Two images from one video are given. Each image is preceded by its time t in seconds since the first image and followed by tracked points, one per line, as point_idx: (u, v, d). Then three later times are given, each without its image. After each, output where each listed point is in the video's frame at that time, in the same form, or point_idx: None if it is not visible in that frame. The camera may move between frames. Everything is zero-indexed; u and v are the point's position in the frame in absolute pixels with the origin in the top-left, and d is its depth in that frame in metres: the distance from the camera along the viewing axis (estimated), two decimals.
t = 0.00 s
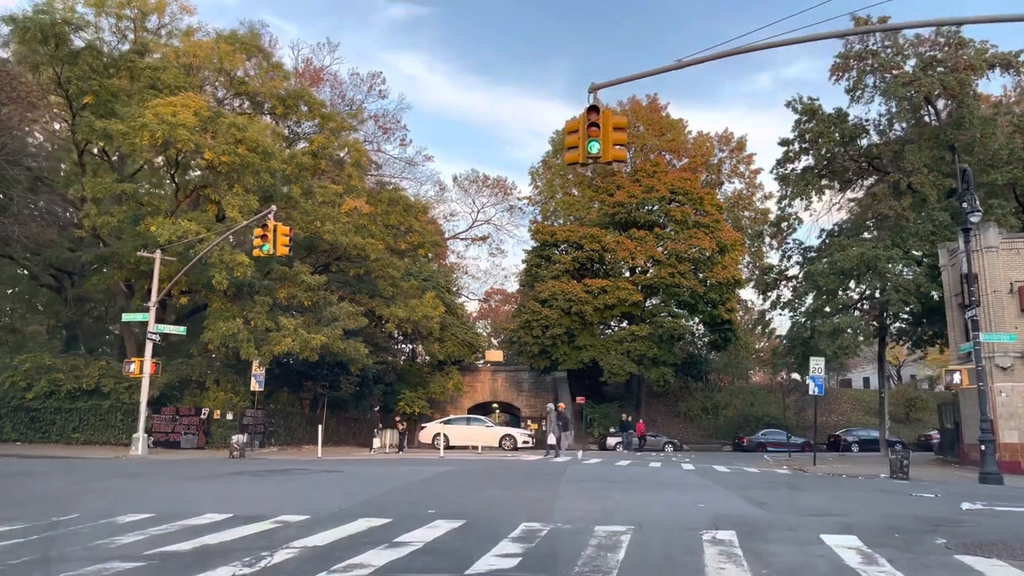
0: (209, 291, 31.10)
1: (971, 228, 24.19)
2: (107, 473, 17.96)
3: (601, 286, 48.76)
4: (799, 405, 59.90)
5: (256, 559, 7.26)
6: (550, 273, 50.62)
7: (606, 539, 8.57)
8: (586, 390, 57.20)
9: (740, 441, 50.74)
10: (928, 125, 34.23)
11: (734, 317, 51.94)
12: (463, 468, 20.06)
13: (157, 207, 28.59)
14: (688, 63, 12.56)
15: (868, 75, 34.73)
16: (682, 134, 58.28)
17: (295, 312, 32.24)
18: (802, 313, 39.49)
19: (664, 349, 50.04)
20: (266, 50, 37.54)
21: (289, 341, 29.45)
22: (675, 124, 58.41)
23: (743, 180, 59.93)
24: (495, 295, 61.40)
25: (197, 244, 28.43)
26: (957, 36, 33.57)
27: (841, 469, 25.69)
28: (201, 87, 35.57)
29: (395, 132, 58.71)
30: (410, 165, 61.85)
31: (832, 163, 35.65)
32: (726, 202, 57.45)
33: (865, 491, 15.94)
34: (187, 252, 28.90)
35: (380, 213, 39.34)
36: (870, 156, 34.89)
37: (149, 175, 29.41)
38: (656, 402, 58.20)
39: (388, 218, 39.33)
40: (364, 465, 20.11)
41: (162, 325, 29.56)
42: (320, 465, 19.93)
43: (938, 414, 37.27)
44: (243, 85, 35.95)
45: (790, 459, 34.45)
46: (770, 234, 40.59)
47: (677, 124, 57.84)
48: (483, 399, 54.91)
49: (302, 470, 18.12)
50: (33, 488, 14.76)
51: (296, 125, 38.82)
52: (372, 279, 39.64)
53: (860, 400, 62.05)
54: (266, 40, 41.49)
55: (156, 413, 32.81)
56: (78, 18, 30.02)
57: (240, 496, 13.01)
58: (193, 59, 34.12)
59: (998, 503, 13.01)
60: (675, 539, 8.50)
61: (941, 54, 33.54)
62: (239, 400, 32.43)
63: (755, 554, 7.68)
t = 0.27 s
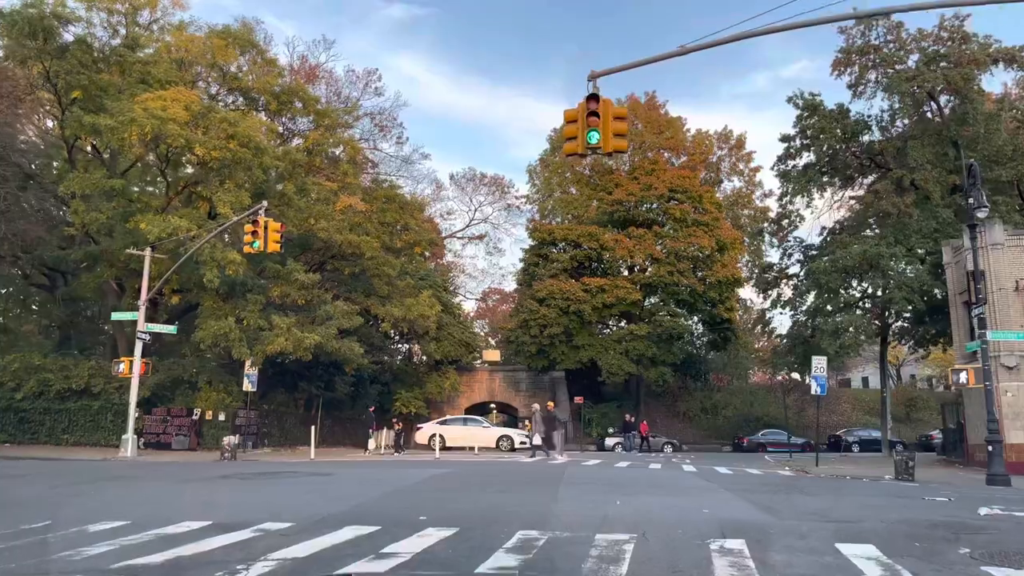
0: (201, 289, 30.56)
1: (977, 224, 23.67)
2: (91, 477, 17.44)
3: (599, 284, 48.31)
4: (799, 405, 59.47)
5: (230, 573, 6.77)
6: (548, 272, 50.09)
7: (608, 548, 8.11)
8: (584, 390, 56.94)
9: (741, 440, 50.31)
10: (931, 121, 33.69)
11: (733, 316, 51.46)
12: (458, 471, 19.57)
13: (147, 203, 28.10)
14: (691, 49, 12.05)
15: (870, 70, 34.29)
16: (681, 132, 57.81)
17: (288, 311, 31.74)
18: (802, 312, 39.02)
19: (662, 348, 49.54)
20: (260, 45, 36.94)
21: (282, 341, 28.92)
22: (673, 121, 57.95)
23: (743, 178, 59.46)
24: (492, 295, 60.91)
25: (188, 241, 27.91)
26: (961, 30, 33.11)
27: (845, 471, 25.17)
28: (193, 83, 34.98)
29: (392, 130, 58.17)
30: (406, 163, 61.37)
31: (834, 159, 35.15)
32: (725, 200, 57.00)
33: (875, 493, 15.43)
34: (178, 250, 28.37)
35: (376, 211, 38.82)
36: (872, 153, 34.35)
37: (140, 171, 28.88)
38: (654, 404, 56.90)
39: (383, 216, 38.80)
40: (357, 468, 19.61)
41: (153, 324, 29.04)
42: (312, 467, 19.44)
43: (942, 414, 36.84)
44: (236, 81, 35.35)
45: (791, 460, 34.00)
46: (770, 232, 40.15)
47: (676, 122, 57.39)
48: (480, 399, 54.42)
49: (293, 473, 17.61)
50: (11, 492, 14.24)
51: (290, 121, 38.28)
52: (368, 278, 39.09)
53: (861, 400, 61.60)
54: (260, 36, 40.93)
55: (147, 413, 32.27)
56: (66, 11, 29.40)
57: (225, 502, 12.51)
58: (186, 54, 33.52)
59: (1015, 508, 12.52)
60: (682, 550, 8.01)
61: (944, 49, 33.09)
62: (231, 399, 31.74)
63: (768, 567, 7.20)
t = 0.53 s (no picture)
0: (192, 287, 29.97)
1: (985, 219, 23.12)
2: (74, 479, 16.87)
3: (598, 283, 47.75)
4: (799, 405, 58.94)
5: None
6: (546, 270, 49.52)
7: (612, 559, 7.55)
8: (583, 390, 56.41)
9: (741, 440, 49.78)
10: (935, 116, 33.19)
11: (733, 315, 50.89)
12: (454, 473, 19.00)
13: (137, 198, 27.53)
14: (696, 31, 11.52)
15: (873, 64, 33.80)
16: (680, 129, 57.29)
17: (281, 309, 31.12)
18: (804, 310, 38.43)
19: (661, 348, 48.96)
20: (254, 38, 36.34)
21: (275, 339, 28.32)
22: (673, 118, 57.41)
23: (743, 176, 58.94)
24: (490, 293, 60.36)
25: (178, 237, 27.33)
26: (966, 23, 32.59)
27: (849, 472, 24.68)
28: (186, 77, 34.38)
29: (388, 127, 57.62)
30: (403, 160, 60.86)
31: (837, 155, 34.55)
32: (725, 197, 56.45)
33: (886, 496, 14.87)
34: (169, 246, 27.79)
35: (372, 207, 38.22)
36: (876, 149, 33.82)
37: (129, 166, 28.27)
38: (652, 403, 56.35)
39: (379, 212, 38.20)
40: (349, 470, 19.03)
41: (142, 322, 28.33)
42: (304, 469, 18.86)
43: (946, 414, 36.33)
44: (229, 74, 34.75)
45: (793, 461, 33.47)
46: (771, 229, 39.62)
47: (675, 119, 56.84)
48: (477, 399, 53.87)
49: (282, 475, 17.03)
50: None
51: (286, 116, 37.79)
52: (363, 276, 38.49)
53: (862, 400, 61.08)
54: (254, 30, 40.32)
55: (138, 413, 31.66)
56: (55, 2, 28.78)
57: (208, 506, 11.95)
58: (177, 47, 32.91)
59: None
60: (691, 561, 7.46)
61: (949, 43, 32.56)
62: (223, 399, 31.18)
63: None
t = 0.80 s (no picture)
0: (183, 282, 29.32)
1: (996, 213, 22.51)
2: (54, 480, 16.24)
3: (597, 280, 47.12)
4: (800, 404, 58.36)
5: None
6: (545, 267, 48.87)
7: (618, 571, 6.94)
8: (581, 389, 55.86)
9: (742, 440, 49.18)
10: (942, 110, 32.59)
11: (733, 313, 50.28)
12: (449, 474, 18.38)
13: (125, 192, 26.89)
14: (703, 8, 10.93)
15: (879, 57, 33.18)
16: (680, 125, 56.67)
17: (273, 305, 30.47)
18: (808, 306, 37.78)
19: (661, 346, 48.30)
20: (247, 30, 35.65)
21: (267, 336, 27.66)
22: (672, 114, 56.83)
23: (743, 173, 58.33)
24: (488, 291, 59.72)
25: (167, 230, 26.68)
26: (973, 16, 32.00)
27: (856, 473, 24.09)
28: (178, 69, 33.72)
29: (385, 123, 56.96)
30: (400, 156, 60.25)
31: (841, 150, 33.94)
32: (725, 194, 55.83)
33: (900, 499, 14.27)
34: (158, 241, 27.15)
35: (368, 203, 37.55)
36: (880, 144, 33.21)
37: (117, 158, 27.61)
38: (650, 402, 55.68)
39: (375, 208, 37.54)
40: (339, 472, 18.41)
41: (130, 318, 27.45)
42: (293, 471, 18.24)
43: (951, 413, 35.73)
44: (222, 66, 34.06)
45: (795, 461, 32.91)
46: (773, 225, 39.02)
47: (675, 115, 56.23)
48: (475, 397, 53.24)
49: (270, 476, 16.40)
50: None
51: (280, 109, 37.11)
52: (358, 272, 37.83)
53: (863, 399, 60.50)
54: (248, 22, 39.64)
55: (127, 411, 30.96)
56: None
57: (188, 511, 11.33)
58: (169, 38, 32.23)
59: None
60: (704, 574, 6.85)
61: (956, 35, 31.94)
62: (214, 397, 30.55)
63: None
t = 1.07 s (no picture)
0: (172, 277, 28.59)
1: (1009, 206, 21.84)
2: (31, 481, 15.54)
3: (595, 277, 46.43)
4: (800, 404, 57.76)
5: None
6: (543, 264, 48.16)
7: None
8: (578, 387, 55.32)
9: (742, 440, 48.55)
10: (948, 104, 31.93)
11: (733, 311, 49.64)
12: (443, 476, 17.72)
13: (112, 183, 26.15)
14: None
15: (884, 49, 32.50)
16: (680, 121, 55.99)
17: (265, 301, 29.78)
18: (810, 304, 37.13)
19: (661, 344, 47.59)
20: (240, 20, 34.87)
21: (257, 332, 26.95)
22: (672, 110, 56.15)
23: (744, 170, 57.66)
24: (486, 290, 59.03)
25: (154, 223, 25.93)
26: (981, 7, 31.34)
27: (863, 475, 23.48)
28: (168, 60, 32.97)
29: (381, 118, 56.22)
30: (396, 152, 59.51)
31: (846, 144, 33.27)
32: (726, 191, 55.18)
33: (917, 503, 13.63)
34: (146, 234, 26.42)
35: (362, 197, 36.81)
36: (885, 138, 32.55)
37: (103, 149, 26.87)
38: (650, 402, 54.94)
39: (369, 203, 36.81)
40: (329, 473, 17.76)
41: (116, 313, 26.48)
42: (281, 473, 17.58)
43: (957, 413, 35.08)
44: (213, 56, 33.29)
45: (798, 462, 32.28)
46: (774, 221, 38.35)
47: (675, 111, 55.54)
48: (472, 396, 52.58)
49: (256, 476, 15.70)
50: None
51: (273, 102, 36.37)
52: (353, 268, 37.12)
53: (863, 399, 59.91)
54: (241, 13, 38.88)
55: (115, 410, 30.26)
56: None
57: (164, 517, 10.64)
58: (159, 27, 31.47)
59: None
60: None
61: (964, 27, 31.28)
62: (204, 395, 29.84)
63: None
